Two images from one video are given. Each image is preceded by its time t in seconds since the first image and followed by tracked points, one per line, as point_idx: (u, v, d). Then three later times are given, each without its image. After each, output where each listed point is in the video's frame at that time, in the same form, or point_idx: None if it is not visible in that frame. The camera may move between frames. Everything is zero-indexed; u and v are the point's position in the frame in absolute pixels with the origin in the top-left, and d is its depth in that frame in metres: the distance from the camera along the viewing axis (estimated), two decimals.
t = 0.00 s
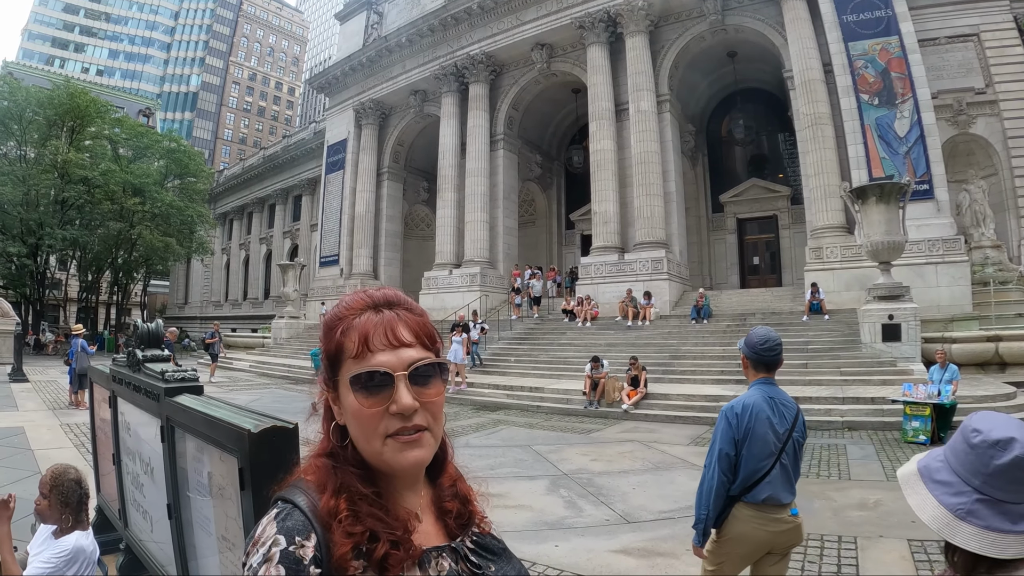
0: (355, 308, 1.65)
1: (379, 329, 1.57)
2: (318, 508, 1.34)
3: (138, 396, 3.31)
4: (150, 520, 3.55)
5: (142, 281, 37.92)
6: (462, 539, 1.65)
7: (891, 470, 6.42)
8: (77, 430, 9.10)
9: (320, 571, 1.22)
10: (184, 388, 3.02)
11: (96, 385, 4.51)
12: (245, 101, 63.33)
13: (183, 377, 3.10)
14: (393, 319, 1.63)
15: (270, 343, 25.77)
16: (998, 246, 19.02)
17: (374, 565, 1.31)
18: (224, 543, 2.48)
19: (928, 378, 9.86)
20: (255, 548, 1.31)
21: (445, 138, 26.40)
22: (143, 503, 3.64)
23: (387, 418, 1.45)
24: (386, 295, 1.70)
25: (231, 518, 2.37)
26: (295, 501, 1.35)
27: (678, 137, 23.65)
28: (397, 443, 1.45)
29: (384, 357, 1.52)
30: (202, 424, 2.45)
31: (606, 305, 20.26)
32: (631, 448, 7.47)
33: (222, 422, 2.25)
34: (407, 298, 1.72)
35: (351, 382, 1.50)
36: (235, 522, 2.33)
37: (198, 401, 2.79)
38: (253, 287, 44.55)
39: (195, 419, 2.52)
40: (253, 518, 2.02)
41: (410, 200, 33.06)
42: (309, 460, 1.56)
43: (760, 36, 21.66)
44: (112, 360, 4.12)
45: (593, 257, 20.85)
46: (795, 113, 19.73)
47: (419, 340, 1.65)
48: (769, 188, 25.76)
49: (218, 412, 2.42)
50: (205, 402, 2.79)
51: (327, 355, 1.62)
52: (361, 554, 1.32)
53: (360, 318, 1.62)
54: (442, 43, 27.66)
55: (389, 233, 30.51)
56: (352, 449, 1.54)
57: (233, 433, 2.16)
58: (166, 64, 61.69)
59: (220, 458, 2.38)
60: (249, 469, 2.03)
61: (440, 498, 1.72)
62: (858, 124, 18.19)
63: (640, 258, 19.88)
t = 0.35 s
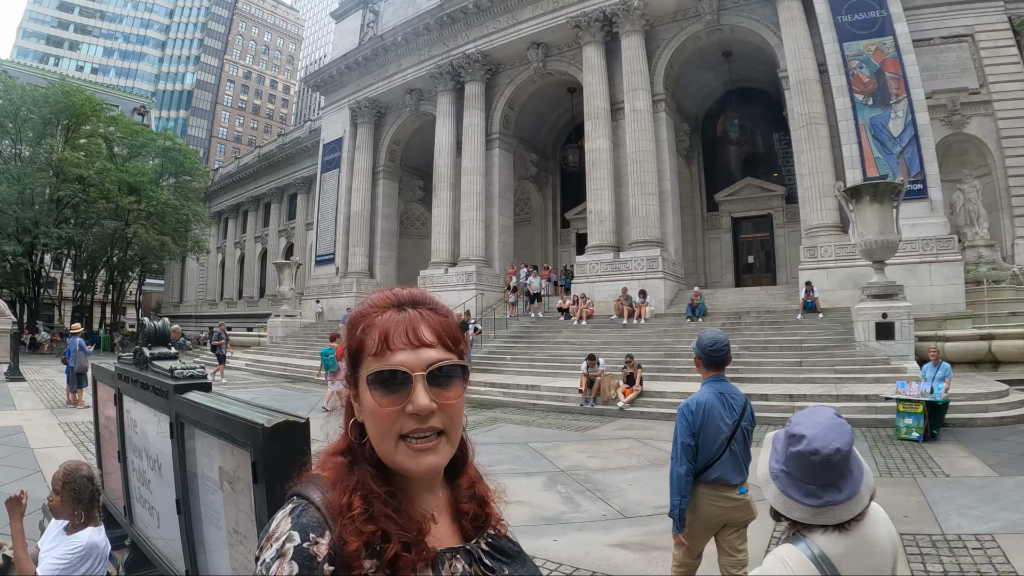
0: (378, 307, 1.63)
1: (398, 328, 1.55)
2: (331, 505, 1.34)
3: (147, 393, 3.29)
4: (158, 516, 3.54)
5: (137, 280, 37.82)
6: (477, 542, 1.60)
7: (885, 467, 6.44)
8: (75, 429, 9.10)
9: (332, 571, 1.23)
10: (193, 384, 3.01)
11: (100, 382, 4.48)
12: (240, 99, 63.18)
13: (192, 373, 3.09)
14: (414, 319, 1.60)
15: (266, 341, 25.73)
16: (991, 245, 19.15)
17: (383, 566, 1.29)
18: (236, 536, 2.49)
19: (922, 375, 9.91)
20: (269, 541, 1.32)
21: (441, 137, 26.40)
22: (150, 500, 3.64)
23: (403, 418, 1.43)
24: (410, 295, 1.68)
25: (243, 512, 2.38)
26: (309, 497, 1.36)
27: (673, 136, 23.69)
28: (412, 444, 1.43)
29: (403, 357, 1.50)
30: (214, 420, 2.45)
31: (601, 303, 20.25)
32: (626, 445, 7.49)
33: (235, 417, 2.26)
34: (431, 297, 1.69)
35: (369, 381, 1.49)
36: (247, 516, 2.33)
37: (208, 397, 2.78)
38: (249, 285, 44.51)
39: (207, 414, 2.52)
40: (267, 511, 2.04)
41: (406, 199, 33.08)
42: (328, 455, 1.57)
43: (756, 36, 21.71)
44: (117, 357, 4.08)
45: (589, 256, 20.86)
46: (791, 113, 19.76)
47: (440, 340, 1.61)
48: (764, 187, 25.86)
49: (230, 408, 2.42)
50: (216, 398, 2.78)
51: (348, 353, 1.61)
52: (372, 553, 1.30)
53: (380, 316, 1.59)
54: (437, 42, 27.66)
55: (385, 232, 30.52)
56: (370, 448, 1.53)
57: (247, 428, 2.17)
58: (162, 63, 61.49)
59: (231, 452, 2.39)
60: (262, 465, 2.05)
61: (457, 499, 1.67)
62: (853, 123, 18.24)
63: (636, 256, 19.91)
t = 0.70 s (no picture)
0: (429, 288, 1.66)
1: (446, 308, 1.57)
2: (381, 483, 1.37)
3: (146, 383, 3.29)
4: (156, 506, 3.53)
5: (125, 277, 37.57)
6: (529, 528, 1.59)
7: (869, 459, 6.52)
8: (65, 425, 9.08)
9: (378, 546, 1.27)
10: (194, 374, 3.05)
11: (94, 376, 4.47)
12: (229, 96, 62.88)
13: (193, 364, 3.16)
14: (462, 299, 1.62)
15: (255, 339, 25.65)
16: (977, 244, 19.32)
17: (429, 542, 1.31)
18: (236, 520, 2.51)
19: (907, 372, 10.02)
20: (322, 516, 1.36)
21: (430, 135, 26.40)
22: (147, 490, 3.63)
23: (450, 397, 1.45)
24: (460, 277, 1.70)
25: (244, 499, 2.40)
26: (360, 474, 1.39)
27: (661, 135, 23.78)
28: (459, 423, 1.44)
29: (450, 337, 1.52)
30: (216, 407, 2.49)
31: (589, 302, 20.21)
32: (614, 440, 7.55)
33: (238, 403, 2.31)
34: (481, 279, 1.70)
35: (418, 360, 1.51)
36: (249, 502, 2.36)
37: (210, 386, 2.83)
38: (237, 283, 44.39)
39: (210, 402, 2.56)
40: (272, 491, 2.10)
41: (394, 197, 33.04)
42: (382, 436, 1.61)
43: (744, 37, 21.83)
44: (114, 352, 4.09)
45: (577, 254, 20.90)
46: (778, 113, 19.82)
47: (488, 321, 1.62)
48: (751, 186, 25.98)
49: (233, 395, 2.47)
50: (217, 387, 2.83)
51: (400, 334, 1.65)
52: (418, 531, 1.33)
53: (430, 298, 1.63)
54: (427, 40, 27.65)
55: (373, 230, 30.44)
56: (421, 430, 1.55)
57: (249, 413, 2.22)
58: (150, 59, 61.07)
59: (235, 438, 2.39)
60: (264, 448, 2.10)
61: (510, 484, 1.66)
62: (839, 124, 18.34)
63: (623, 255, 19.97)
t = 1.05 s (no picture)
0: (502, 275, 1.65)
1: (519, 294, 1.56)
2: (455, 465, 1.37)
3: (115, 379, 3.20)
4: (125, 503, 3.43)
5: (83, 271, 36.66)
6: (606, 512, 1.57)
7: (824, 450, 6.70)
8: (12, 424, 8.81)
9: (451, 527, 1.26)
10: (163, 369, 2.96)
11: (60, 374, 4.31)
12: (190, 87, 61.60)
13: (162, 359, 3.03)
14: (536, 285, 1.60)
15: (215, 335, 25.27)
16: (931, 243, 19.82)
17: (500, 523, 1.31)
18: (208, 515, 2.45)
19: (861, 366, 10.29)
20: (397, 498, 1.37)
21: (392, 129, 26.28)
22: (116, 487, 3.53)
23: (523, 380, 1.43)
24: (531, 263, 1.68)
25: (217, 494, 2.35)
26: (435, 457, 1.39)
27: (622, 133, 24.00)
28: (532, 407, 1.42)
29: (522, 321, 1.50)
30: (187, 400, 2.44)
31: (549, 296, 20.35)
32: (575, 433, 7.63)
33: (209, 398, 2.25)
34: (554, 264, 1.67)
35: (491, 345, 1.51)
36: (222, 496, 2.30)
37: (179, 381, 2.75)
38: (194, 278, 43.86)
39: (180, 396, 2.50)
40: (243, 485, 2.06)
41: (355, 191, 32.93)
42: (457, 419, 1.61)
43: (708, 37, 22.14)
44: (81, 346, 3.94)
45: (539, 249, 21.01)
46: (740, 113, 20.12)
47: (561, 305, 1.59)
48: (711, 184, 26.39)
49: (204, 389, 2.41)
50: (186, 382, 2.75)
51: (474, 320, 1.65)
52: (490, 512, 1.32)
53: (503, 284, 1.62)
54: (391, 34, 27.41)
55: (335, 224, 30.22)
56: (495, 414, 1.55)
57: (222, 407, 2.17)
58: (109, 48, 59.50)
59: (206, 430, 2.36)
60: (238, 442, 2.05)
61: (586, 467, 1.63)
62: (799, 124, 18.61)
63: (584, 250, 20.16)
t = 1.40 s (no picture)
0: (565, 270, 1.64)
1: (582, 293, 1.56)
2: (512, 456, 1.40)
3: (72, 376, 3.02)
4: (84, 503, 3.26)
5: (28, 264, 35.32)
6: (659, 512, 1.61)
7: (774, 442, 6.88)
8: None
9: (505, 516, 1.30)
10: (123, 366, 2.78)
11: (15, 371, 4.00)
12: (141, 74, 59.80)
13: (121, 356, 2.85)
14: (600, 284, 1.59)
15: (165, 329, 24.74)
16: (879, 243, 20.26)
17: (556, 515, 1.35)
18: (172, 515, 2.35)
19: (809, 361, 10.62)
20: (452, 485, 1.41)
21: (346, 122, 26.02)
22: (75, 487, 3.33)
23: (585, 381, 1.44)
24: (594, 259, 1.66)
25: (181, 493, 2.25)
26: (493, 448, 1.43)
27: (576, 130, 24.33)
28: (594, 409, 1.44)
29: (586, 321, 1.50)
30: (148, 396, 2.34)
31: (503, 291, 20.59)
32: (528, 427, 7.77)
33: (173, 394, 2.16)
34: (618, 262, 1.66)
35: (554, 343, 1.51)
36: (186, 494, 2.21)
37: (140, 377, 2.62)
38: (144, 272, 42.88)
39: (141, 392, 2.40)
40: (210, 482, 2.00)
41: (307, 183, 32.72)
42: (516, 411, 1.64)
43: (664, 37, 22.48)
44: (35, 341, 3.66)
45: (490, 244, 21.09)
46: (694, 112, 20.49)
47: (624, 305, 1.58)
48: (662, 182, 26.82)
49: (166, 385, 2.31)
50: (144, 378, 2.61)
51: (535, 317, 1.66)
52: (546, 504, 1.36)
53: (567, 280, 1.61)
54: (347, 25, 27.08)
55: (286, 217, 29.81)
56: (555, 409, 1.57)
57: (187, 404, 2.09)
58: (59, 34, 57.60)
59: (168, 427, 2.26)
60: (204, 438, 1.99)
61: (643, 467, 1.67)
62: (751, 125, 18.95)
63: (536, 245, 20.42)
